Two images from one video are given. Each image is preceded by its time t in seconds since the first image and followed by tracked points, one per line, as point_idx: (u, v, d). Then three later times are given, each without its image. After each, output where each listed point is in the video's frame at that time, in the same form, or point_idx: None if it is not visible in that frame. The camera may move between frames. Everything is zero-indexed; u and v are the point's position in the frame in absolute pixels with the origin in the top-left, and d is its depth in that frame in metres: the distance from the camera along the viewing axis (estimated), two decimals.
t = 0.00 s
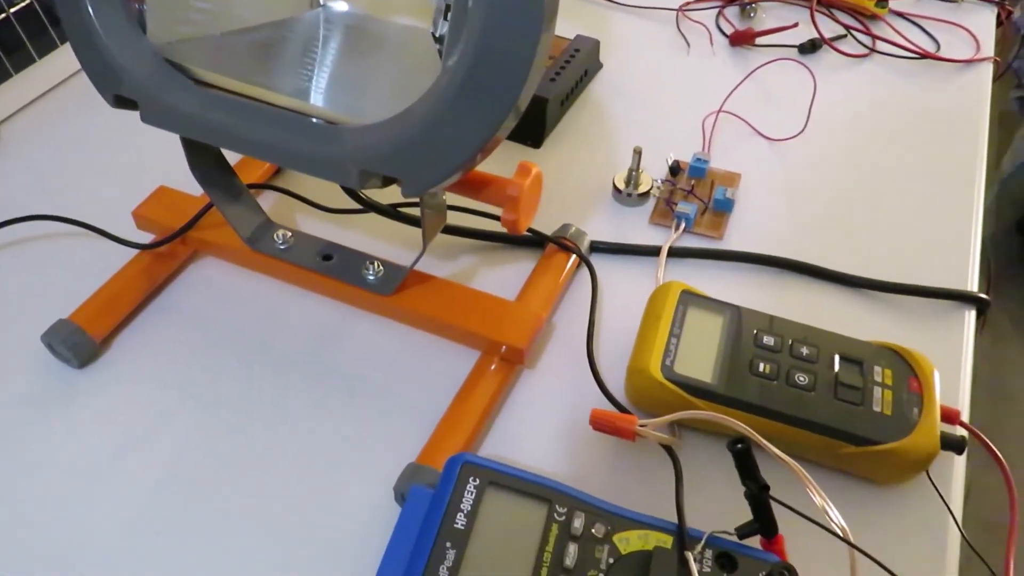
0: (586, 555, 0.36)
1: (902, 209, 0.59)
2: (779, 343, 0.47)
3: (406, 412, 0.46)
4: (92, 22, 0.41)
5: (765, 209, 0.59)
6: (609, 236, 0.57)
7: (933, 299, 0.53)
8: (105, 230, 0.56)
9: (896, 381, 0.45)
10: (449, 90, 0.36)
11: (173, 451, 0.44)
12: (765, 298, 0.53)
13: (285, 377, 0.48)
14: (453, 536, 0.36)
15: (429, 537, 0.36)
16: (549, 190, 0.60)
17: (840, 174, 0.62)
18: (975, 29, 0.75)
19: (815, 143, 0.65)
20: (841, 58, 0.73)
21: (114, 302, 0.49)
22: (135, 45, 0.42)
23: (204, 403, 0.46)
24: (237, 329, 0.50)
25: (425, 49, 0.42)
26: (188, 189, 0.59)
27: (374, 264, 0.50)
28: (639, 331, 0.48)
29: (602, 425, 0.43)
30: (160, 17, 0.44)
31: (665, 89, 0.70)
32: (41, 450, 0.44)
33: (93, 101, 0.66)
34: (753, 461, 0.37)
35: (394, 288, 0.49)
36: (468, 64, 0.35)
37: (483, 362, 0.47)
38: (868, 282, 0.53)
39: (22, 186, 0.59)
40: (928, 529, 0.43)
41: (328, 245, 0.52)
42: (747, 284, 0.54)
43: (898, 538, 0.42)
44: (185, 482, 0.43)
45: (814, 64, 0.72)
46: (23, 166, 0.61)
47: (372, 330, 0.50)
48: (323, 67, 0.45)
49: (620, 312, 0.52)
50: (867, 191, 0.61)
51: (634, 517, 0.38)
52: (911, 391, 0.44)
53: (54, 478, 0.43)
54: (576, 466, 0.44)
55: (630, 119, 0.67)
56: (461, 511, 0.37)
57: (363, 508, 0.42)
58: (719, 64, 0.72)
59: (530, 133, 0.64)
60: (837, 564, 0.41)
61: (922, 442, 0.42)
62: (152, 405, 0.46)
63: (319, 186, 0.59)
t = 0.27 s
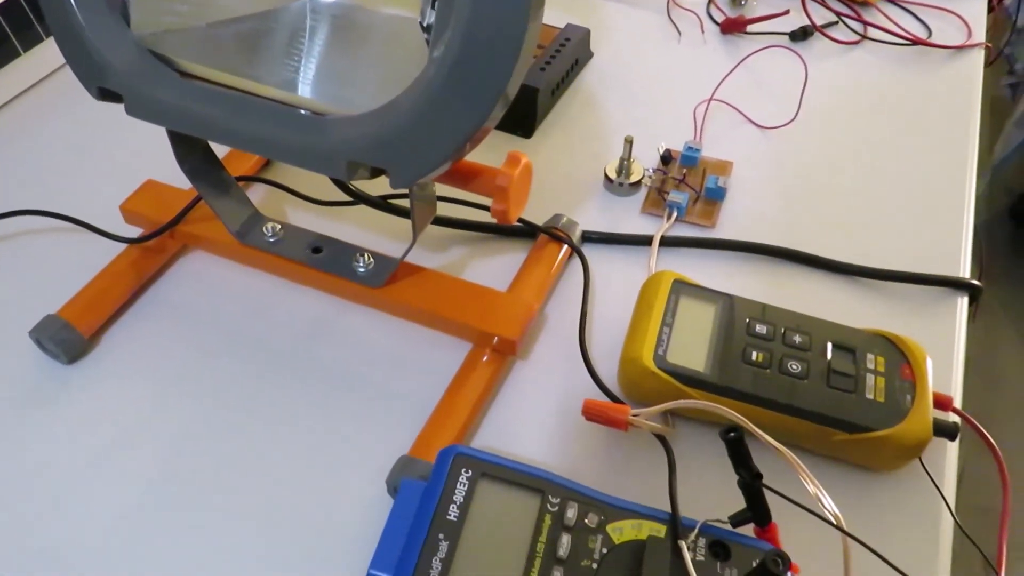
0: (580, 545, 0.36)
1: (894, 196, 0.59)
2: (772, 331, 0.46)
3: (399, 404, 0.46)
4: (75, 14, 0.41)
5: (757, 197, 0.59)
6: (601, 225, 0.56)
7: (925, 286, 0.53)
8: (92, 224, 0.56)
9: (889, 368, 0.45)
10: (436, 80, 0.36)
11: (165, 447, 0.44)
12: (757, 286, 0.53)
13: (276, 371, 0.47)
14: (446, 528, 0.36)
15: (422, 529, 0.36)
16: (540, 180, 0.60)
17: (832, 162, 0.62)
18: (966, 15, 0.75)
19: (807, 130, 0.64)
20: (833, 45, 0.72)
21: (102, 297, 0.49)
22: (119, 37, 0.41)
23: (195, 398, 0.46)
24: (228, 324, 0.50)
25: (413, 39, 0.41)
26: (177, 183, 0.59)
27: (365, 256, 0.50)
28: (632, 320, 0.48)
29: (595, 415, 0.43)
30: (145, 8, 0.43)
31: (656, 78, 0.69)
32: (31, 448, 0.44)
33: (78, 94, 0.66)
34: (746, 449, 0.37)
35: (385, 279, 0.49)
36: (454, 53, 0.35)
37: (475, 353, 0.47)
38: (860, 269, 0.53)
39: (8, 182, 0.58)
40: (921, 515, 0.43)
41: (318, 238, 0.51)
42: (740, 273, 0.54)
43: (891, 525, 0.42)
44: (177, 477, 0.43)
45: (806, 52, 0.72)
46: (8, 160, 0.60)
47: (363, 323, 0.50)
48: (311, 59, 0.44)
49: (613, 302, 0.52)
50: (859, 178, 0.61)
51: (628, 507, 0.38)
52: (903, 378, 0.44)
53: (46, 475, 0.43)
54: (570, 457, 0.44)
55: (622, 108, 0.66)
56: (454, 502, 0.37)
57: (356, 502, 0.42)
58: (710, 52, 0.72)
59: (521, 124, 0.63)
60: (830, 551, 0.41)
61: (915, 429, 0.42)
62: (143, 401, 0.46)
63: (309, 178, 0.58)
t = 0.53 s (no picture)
0: (572, 521, 0.36)
1: (885, 173, 0.59)
2: (763, 308, 0.46)
3: (390, 385, 0.46)
4: None
5: (748, 176, 0.59)
6: (591, 205, 0.56)
7: (916, 262, 0.53)
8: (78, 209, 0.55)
9: (880, 343, 0.45)
10: (422, 55, 0.35)
11: (156, 430, 0.44)
12: (748, 264, 0.53)
13: (266, 354, 0.47)
14: (438, 506, 0.36)
15: (414, 507, 0.36)
16: (530, 161, 0.60)
17: (823, 139, 0.62)
18: None
19: (798, 108, 0.64)
20: (823, 23, 0.72)
21: (90, 281, 0.48)
22: (101, 16, 0.41)
23: (185, 382, 0.46)
24: (217, 307, 0.49)
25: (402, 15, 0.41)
26: (164, 166, 0.58)
27: (354, 237, 0.49)
28: (623, 299, 0.48)
29: (587, 393, 0.43)
30: None
31: (646, 57, 0.69)
32: (21, 434, 0.44)
33: (61, 78, 0.65)
34: (737, 425, 0.37)
35: (375, 260, 0.49)
36: (440, 27, 0.34)
37: (466, 333, 0.47)
38: (851, 246, 0.53)
39: None
40: (912, 488, 0.43)
41: (307, 219, 0.51)
42: (731, 251, 0.54)
43: (883, 498, 0.43)
44: (168, 461, 0.43)
45: (796, 30, 0.71)
46: None
47: (353, 304, 0.50)
48: (298, 36, 0.43)
49: (604, 282, 0.52)
50: (850, 156, 0.60)
51: (620, 483, 0.38)
52: (895, 353, 0.44)
53: (36, 460, 0.43)
54: (562, 435, 0.44)
55: (612, 88, 0.66)
56: (446, 480, 0.37)
57: (348, 482, 0.42)
58: (701, 31, 0.72)
59: (510, 104, 0.63)
60: (822, 525, 0.41)
61: (906, 403, 0.42)
62: (133, 385, 0.46)
63: (298, 160, 0.58)
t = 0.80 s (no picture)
0: (572, 503, 0.36)
1: (877, 156, 0.59)
2: (758, 290, 0.47)
3: (387, 372, 0.46)
4: None
5: (742, 160, 0.59)
6: (586, 190, 0.56)
7: (909, 244, 0.53)
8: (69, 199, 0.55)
9: (874, 323, 0.45)
10: (417, 40, 0.35)
11: (153, 420, 0.44)
12: (742, 248, 0.53)
13: (263, 342, 0.47)
14: (438, 489, 0.36)
15: (414, 491, 0.36)
16: (524, 146, 0.60)
17: (816, 123, 0.62)
18: None
19: (791, 92, 0.64)
20: (815, 7, 0.72)
21: (84, 270, 0.48)
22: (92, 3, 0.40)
23: (182, 371, 0.46)
24: (212, 296, 0.49)
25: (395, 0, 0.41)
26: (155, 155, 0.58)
27: (349, 225, 0.49)
28: (619, 283, 0.48)
29: (584, 377, 0.44)
30: None
31: (638, 43, 0.69)
32: (17, 425, 0.43)
33: (49, 66, 0.64)
34: (735, 407, 0.37)
35: (370, 247, 0.49)
36: (435, 12, 0.34)
37: (463, 319, 0.47)
38: (844, 229, 0.53)
39: None
40: (906, 467, 0.43)
41: (302, 207, 0.51)
42: (725, 235, 0.54)
43: (878, 477, 0.43)
44: (166, 450, 0.43)
45: (788, 14, 0.71)
46: None
47: (349, 292, 0.50)
48: (291, 24, 0.43)
49: (599, 267, 0.52)
50: (843, 139, 0.61)
51: (618, 465, 0.38)
52: (888, 333, 0.45)
53: (33, 451, 0.42)
54: (560, 419, 0.44)
55: (605, 74, 0.66)
56: (445, 464, 0.37)
57: (347, 469, 0.42)
58: (693, 16, 0.71)
59: (504, 91, 0.63)
60: (818, 504, 0.41)
61: (900, 382, 0.43)
62: (129, 375, 0.45)
63: (291, 147, 0.58)
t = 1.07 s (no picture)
0: (569, 485, 0.37)
1: (869, 140, 0.59)
2: (752, 274, 0.47)
3: (384, 358, 0.46)
4: None
5: (735, 145, 0.59)
6: (580, 176, 0.56)
7: (902, 226, 0.54)
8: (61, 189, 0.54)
9: (868, 305, 0.45)
10: (409, 25, 0.35)
11: (149, 409, 0.44)
12: (736, 232, 0.53)
13: (258, 330, 0.47)
14: (436, 473, 0.36)
15: (413, 475, 0.36)
16: (518, 133, 0.60)
17: (808, 107, 0.62)
18: None
19: (783, 77, 0.64)
20: None
21: (77, 260, 0.48)
22: None
23: (178, 360, 0.46)
24: (207, 285, 0.49)
25: None
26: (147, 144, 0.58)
27: (344, 212, 0.49)
28: (614, 267, 0.48)
29: (580, 360, 0.44)
30: None
31: (630, 28, 0.69)
32: (13, 416, 0.43)
33: (37, 54, 0.63)
34: (730, 387, 0.38)
35: (365, 234, 0.49)
36: None
37: (459, 304, 0.47)
38: (837, 212, 0.54)
39: None
40: (900, 446, 0.44)
41: (296, 194, 0.51)
42: (719, 219, 0.54)
43: (872, 457, 0.43)
44: (163, 439, 0.42)
45: None
46: None
47: (344, 279, 0.50)
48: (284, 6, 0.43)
49: (594, 252, 0.52)
50: (835, 123, 0.61)
51: (615, 447, 0.38)
52: (882, 315, 0.45)
53: (29, 442, 0.42)
54: (556, 403, 0.44)
55: (597, 60, 0.66)
56: (443, 448, 0.37)
57: (345, 455, 0.42)
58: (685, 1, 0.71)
59: (497, 78, 0.63)
60: (813, 484, 0.42)
61: (894, 363, 0.43)
62: (125, 365, 0.45)
63: (284, 135, 0.57)
